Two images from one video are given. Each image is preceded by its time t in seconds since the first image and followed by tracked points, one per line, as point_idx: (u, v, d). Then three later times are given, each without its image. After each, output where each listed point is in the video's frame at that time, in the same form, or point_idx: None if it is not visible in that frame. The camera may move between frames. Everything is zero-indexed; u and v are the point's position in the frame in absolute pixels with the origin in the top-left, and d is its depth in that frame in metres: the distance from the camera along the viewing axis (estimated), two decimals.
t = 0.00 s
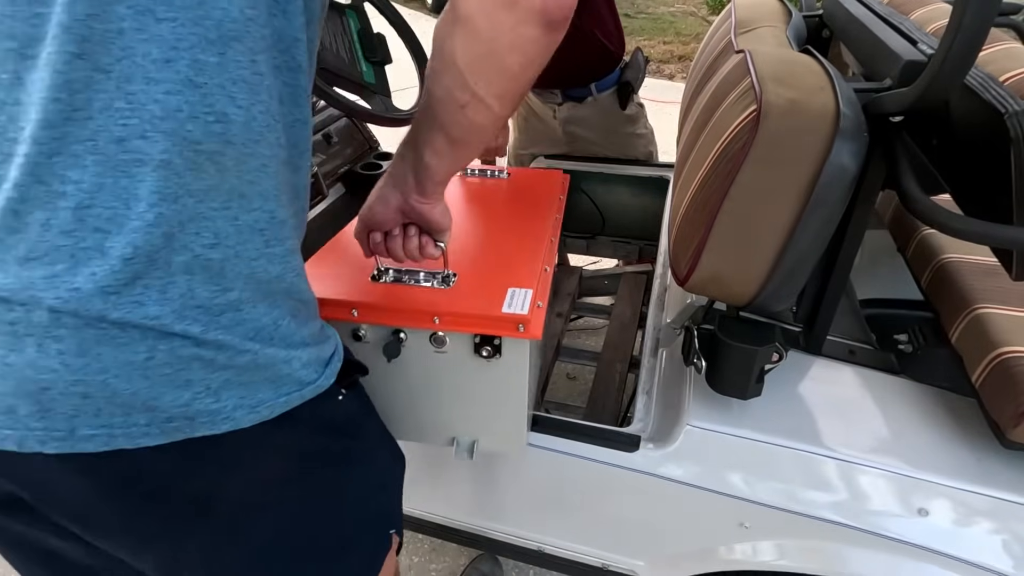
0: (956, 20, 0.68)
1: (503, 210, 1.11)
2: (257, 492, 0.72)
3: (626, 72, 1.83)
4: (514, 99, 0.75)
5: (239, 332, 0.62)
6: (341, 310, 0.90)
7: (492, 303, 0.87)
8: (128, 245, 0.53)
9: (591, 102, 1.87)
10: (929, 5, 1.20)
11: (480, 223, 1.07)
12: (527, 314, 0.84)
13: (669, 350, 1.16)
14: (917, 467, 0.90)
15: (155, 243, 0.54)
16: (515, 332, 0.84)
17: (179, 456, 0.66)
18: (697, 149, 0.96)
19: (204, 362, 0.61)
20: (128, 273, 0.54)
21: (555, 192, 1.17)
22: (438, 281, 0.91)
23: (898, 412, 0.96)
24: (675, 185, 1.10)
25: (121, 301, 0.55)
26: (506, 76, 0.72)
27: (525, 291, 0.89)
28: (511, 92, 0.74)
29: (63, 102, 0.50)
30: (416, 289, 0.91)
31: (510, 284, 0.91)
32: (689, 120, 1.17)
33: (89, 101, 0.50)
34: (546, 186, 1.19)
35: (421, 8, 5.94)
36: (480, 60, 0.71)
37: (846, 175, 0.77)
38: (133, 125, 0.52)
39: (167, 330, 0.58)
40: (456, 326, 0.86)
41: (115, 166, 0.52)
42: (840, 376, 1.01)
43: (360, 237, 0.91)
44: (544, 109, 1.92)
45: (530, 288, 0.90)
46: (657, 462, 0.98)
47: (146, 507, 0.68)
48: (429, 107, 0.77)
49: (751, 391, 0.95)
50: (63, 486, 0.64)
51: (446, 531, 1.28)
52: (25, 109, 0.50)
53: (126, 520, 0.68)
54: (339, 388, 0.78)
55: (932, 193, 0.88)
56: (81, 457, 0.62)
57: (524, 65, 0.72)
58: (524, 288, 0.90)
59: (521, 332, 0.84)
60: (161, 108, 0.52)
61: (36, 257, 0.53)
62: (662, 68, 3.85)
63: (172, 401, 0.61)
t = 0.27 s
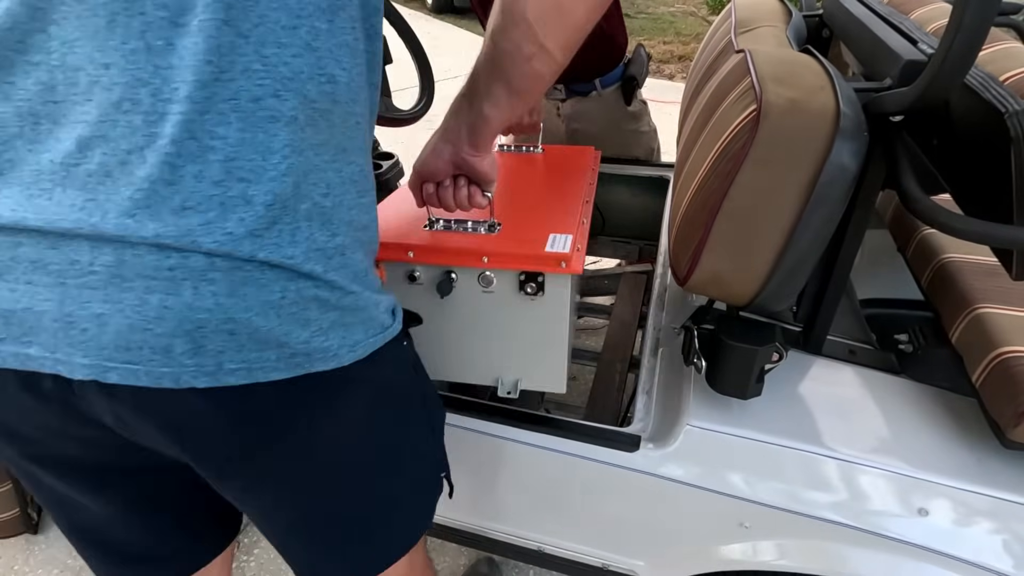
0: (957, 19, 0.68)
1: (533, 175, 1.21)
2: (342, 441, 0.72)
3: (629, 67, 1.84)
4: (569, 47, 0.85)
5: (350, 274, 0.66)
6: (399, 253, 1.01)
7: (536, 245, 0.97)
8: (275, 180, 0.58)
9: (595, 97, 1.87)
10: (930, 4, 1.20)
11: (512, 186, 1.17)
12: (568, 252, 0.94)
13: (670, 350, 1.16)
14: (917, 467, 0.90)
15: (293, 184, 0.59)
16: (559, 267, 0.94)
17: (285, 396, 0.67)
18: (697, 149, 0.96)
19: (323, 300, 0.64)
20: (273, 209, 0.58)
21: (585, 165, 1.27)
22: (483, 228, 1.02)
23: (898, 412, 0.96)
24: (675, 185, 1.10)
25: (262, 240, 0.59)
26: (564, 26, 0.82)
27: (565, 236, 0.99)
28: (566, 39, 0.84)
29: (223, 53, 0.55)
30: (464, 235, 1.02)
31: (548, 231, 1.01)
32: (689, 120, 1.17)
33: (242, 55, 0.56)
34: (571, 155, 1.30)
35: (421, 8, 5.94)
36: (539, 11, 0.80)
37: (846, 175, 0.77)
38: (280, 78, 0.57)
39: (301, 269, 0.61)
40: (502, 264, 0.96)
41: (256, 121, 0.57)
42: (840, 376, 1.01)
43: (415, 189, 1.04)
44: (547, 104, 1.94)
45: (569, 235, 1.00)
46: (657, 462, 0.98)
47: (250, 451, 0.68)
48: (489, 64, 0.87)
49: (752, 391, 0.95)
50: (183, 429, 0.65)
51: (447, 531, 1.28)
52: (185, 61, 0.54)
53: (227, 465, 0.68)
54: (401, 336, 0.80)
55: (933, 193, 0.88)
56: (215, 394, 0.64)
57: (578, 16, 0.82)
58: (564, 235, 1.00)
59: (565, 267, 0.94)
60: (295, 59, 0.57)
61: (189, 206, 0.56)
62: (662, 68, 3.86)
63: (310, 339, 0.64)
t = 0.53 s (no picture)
0: (957, 17, 0.68)
1: (573, 144, 1.29)
2: (401, 398, 0.72)
3: (631, 63, 1.83)
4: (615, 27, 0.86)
5: (404, 227, 0.69)
6: (456, 216, 1.08)
7: (579, 207, 1.05)
8: (345, 140, 0.61)
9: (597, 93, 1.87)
10: (930, 3, 1.20)
11: (553, 154, 1.25)
12: (607, 214, 1.02)
13: (670, 349, 1.16)
14: (918, 466, 0.90)
15: (364, 142, 0.62)
16: (599, 228, 1.01)
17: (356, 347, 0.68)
18: (698, 148, 0.96)
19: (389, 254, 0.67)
20: (348, 167, 0.62)
21: (620, 133, 1.33)
22: (530, 193, 1.10)
23: (899, 412, 0.96)
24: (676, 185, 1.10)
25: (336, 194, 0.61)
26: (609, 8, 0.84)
27: (604, 199, 1.06)
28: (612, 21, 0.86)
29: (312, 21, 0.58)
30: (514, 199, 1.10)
31: (588, 195, 1.09)
32: (688, 120, 1.17)
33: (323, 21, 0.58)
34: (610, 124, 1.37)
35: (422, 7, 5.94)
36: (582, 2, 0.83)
37: (846, 174, 0.77)
38: (353, 43, 0.60)
39: (369, 223, 0.64)
40: (547, 225, 1.04)
41: (331, 87, 0.60)
42: (840, 375, 1.01)
43: (468, 161, 1.14)
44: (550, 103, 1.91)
45: (608, 198, 1.07)
46: (658, 461, 0.98)
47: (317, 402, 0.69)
48: (540, 42, 0.92)
49: (751, 390, 0.95)
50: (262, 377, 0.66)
51: (446, 531, 1.27)
52: (274, 29, 0.57)
53: (297, 413, 0.69)
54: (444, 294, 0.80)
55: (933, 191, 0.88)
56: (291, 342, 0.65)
57: None
58: (604, 198, 1.07)
59: (606, 227, 1.01)
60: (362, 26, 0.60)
61: (274, 163, 0.59)
62: (661, 68, 3.86)
63: (381, 292, 0.67)
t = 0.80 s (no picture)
0: (956, 12, 0.69)
1: (596, 138, 1.37)
2: (440, 348, 0.79)
3: (636, 61, 1.83)
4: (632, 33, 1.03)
5: (443, 192, 0.77)
6: (494, 203, 1.15)
7: (605, 195, 1.12)
8: (400, 113, 0.67)
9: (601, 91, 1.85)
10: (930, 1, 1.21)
11: (578, 147, 1.33)
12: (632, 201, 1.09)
13: (670, 347, 1.16)
14: (918, 462, 0.90)
15: (416, 115, 0.70)
16: (624, 213, 1.08)
17: (410, 298, 0.74)
18: (698, 146, 0.97)
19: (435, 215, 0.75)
20: (405, 135, 0.68)
21: (642, 130, 1.39)
22: (561, 181, 1.18)
23: (898, 409, 0.97)
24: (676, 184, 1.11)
25: (393, 157, 0.68)
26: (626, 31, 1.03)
27: (629, 188, 1.14)
28: (630, 22, 1.01)
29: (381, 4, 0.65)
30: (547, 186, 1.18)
31: (615, 183, 1.16)
32: (689, 119, 1.17)
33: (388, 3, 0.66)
34: (629, 119, 1.45)
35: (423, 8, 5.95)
36: (607, 13, 0.98)
37: (846, 170, 0.77)
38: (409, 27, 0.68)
39: (420, 184, 0.71)
40: (578, 210, 1.11)
41: (390, 67, 0.66)
42: (841, 372, 1.02)
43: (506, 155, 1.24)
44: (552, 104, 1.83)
45: (632, 187, 1.14)
46: (658, 457, 0.99)
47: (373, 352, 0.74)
48: (565, 55, 1.08)
49: (753, 386, 0.95)
50: (329, 326, 0.71)
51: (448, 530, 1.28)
52: (343, 11, 0.63)
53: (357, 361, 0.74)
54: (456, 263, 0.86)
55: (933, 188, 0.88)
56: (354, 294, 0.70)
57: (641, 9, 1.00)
58: (628, 187, 1.14)
59: (632, 212, 1.08)
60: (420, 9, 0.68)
61: (342, 131, 0.65)
62: (661, 68, 3.87)
63: (433, 251, 0.74)
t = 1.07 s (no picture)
0: (956, 9, 0.69)
1: (613, 139, 1.39)
2: (471, 335, 0.81)
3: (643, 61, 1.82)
4: (650, 35, 1.05)
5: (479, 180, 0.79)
6: (514, 202, 1.17)
7: (621, 197, 1.13)
8: (444, 100, 0.69)
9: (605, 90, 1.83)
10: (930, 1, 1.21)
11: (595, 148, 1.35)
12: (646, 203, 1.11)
13: (670, 345, 1.16)
14: (919, 460, 0.90)
15: (457, 103, 0.72)
16: (638, 214, 1.10)
17: (451, 281, 0.75)
18: (699, 144, 0.97)
19: (474, 199, 0.77)
20: (451, 120, 0.70)
21: (657, 133, 1.40)
22: (578, 183, 1.19)
23: (899, 407, 0.97)
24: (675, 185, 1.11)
25: (439, 140, 0.70)
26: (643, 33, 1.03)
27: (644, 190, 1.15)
28: (649, 23, 1.03)
29: None
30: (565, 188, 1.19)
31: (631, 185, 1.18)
32: (689, 119, 1.17)
33: None
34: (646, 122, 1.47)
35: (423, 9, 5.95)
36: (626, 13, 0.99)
37: (847, 168, 0.78)
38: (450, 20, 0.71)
39: (461, 166, 0.73)
40: (594, 210, 1.13)
41: (438, 57, 0.68)
42: (841, 371, 1.02)
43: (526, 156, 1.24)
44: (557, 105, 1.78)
45: (647, 189, 1.16)
46: (659, 455, 0.99)
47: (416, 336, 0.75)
48: (584, 56, 1.08)
49: (754, 383, 0.95)
50: (378, 304, 0.72)
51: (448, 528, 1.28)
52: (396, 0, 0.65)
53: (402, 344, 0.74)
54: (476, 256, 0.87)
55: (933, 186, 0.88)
56: (400, 274, 0.71)
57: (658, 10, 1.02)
58: (643, 189, 1.16)
59: (646, 213, 1.10)
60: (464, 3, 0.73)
61: (392, 113, 0.66)
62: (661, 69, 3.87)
63: (470, 234, 0.76)
